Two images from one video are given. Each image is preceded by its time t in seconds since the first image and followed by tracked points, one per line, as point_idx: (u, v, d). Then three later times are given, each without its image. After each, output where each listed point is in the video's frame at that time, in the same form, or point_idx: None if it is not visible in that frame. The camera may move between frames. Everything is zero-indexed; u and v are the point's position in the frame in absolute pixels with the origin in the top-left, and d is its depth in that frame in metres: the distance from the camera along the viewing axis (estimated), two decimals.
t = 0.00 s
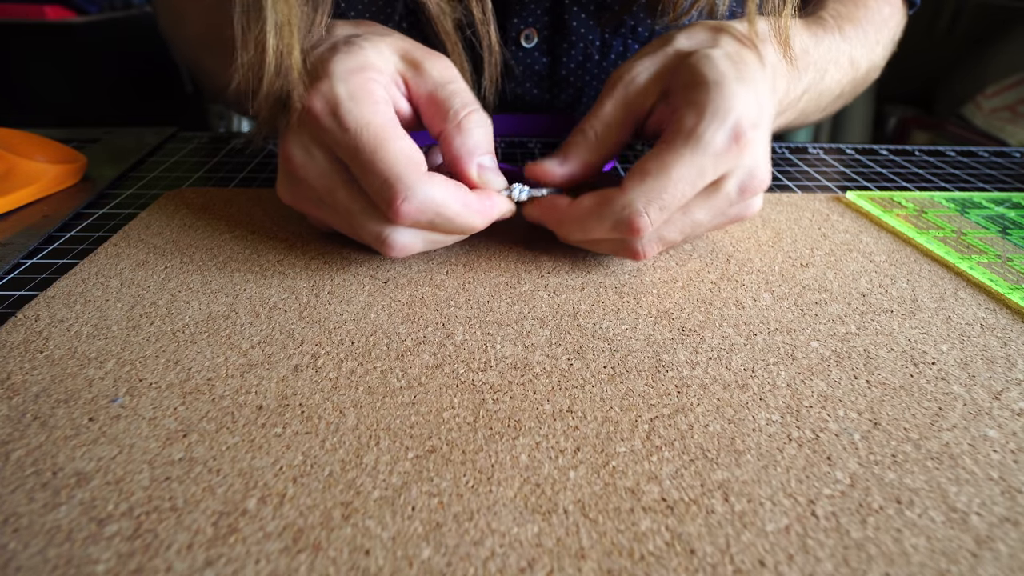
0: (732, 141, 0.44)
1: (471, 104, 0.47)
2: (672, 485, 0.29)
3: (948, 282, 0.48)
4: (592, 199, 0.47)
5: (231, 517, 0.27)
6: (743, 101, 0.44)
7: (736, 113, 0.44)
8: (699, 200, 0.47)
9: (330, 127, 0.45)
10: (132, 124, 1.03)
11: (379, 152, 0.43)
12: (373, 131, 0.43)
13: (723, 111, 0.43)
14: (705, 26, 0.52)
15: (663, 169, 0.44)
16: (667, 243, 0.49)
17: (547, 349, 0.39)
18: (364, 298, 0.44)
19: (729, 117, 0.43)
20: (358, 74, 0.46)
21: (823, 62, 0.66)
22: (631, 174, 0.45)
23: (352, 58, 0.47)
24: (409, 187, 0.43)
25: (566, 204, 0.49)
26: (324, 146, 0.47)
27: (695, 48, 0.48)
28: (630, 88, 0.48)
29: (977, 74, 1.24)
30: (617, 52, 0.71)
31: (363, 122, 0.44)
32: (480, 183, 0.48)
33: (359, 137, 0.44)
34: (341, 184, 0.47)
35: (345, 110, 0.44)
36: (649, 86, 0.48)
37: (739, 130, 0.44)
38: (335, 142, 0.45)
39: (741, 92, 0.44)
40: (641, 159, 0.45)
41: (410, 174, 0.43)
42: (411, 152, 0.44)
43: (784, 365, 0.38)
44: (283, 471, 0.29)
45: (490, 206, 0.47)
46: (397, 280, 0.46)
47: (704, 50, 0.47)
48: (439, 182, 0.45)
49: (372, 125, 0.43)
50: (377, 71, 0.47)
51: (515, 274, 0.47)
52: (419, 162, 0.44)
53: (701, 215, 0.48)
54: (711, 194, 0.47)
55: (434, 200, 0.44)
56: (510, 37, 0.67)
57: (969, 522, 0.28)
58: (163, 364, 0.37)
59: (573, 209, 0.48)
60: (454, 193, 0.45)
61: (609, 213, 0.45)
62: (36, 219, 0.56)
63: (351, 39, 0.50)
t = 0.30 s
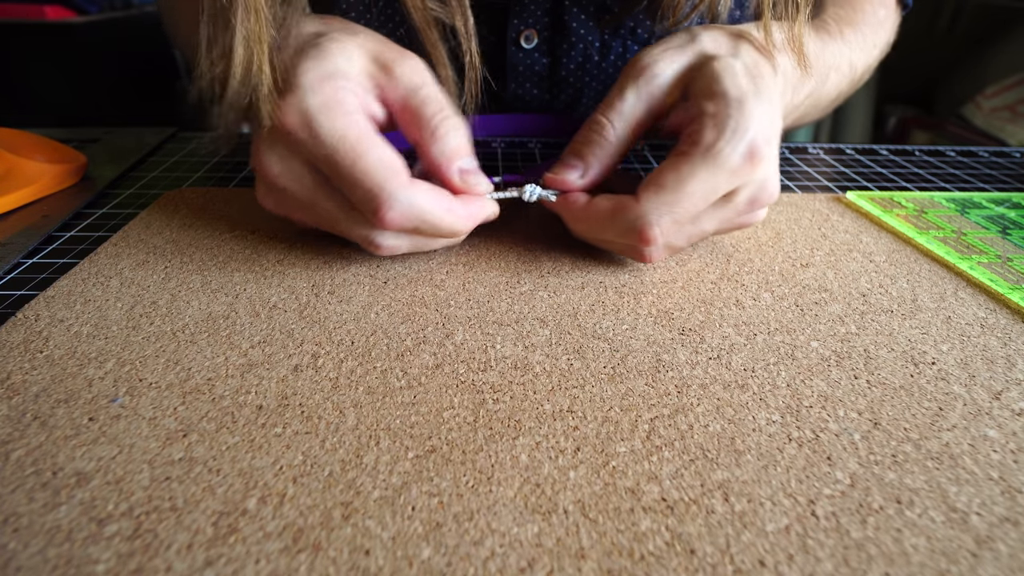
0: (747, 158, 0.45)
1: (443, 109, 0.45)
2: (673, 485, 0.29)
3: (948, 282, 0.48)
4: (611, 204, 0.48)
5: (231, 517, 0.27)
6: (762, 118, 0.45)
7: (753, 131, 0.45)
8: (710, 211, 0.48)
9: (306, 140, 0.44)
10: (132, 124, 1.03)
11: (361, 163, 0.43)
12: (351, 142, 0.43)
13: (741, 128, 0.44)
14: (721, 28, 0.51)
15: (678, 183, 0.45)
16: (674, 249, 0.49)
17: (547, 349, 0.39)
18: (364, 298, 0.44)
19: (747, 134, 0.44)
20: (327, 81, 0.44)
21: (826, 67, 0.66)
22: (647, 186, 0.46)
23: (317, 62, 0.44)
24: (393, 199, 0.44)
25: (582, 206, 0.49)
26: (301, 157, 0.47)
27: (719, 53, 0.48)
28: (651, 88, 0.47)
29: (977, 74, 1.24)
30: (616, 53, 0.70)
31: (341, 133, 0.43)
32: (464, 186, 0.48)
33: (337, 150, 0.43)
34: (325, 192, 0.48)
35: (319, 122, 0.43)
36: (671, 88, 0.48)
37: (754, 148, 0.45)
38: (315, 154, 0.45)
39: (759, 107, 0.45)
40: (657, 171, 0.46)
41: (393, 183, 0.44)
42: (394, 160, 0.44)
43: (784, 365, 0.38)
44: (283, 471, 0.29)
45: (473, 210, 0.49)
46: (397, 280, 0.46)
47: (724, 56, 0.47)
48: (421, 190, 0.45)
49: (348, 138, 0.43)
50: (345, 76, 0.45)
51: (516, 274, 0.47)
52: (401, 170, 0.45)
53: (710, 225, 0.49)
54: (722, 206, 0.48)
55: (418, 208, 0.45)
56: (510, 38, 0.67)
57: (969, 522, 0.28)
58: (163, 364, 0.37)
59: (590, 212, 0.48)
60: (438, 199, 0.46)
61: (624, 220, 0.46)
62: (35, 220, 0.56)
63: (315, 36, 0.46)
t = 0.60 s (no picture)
0: (778, 156, 0.47)
1: (425, 87, 0.46)
2: (673, 485, 0.29)
3: (948, 282, 0.48)
4: (642, 198, 0.46)
5: (231, 517, 0.27)
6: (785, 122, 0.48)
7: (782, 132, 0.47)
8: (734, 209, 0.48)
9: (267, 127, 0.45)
10: (131, 123, 1.02)
11: (308, 149, 0.43)
12: (303, 127, 0.43)
13: (772, 128, 0.47)
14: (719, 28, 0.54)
15: (712, 175, 0.45)
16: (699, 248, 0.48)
17: (547, 349, 0.39)
18: (363, 298, 0.44)
19: (776, 136, 0.47)
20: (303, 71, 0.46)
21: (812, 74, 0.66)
22: (679, 177, 0.45)
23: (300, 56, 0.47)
24: (334, 185, 0.42)
25: (610, 200, 0.48)
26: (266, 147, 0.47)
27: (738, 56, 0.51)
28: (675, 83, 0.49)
29: (976, 74, 1.24)
30: (616, 56, 0.71)
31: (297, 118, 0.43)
32: (415, 174, 0.46)
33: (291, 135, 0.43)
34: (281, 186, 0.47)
35: (280, 108, 0.44)
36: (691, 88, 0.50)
37: (782, 147, 0.47)
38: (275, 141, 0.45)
39: (782, 111, 0.48)
40: (689, 164, 0.46)
41: (337, 170, 0.43)
42: (341, 144, 0.43)
43: (784, 365, 0.38)
44: (283, 471, 0.29)
45: (422, 203, 0.46)
46: (397, 280, 0.46)
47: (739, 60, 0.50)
48: (366, 180, 0.44)
49: (303, 124, 0.43)
50: (331, 69, 0.48)
51: (516, 274, 0.47)
52: (348, 156, 0.43)
53: (737, 222, 0.48)
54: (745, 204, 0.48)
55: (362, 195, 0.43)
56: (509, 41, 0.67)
57: (969, 522, 0.28)
58: (163, 364, 0.37)
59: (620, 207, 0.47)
60: (385, 189, 0.44)
61: (654, 214, 0.45)
62: (35, 220, 0.56)
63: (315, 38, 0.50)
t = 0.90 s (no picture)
0: (793, 152, 0.47)
1: (420, 89, 0.47)
2: (672, 485, 0.29)
3: (948, 282, 0.48)
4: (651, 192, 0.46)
5: (231, 517, 0.27)
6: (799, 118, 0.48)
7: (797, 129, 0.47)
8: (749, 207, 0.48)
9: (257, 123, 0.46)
10: (131, 123, 1.02)
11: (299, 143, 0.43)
12: (293, 124, 0.44)
13: (786, 124, 0.46)
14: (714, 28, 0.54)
15: (726, 169, 0.45)
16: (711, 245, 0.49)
17: (547, 349, 0.39)
18: (364, 298, 0.44)
19: (792, 130, 0.46)
20: (295, 70, 0.47)
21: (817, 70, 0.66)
22: (693, 172, 0.45)
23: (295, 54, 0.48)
24: (324, 179, 0.43)
25: (618, 194, 0.47)
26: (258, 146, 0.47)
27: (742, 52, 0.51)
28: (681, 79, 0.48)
29: (977, 74, 1.24)
30: (615, 57, 0.70)
31: (289, 114, 0.44)
32: (419, 173, 0.45)
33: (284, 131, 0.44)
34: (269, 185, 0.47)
35: (271, 105, 0.45)
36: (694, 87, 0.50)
37: (798, 143, 0.47)
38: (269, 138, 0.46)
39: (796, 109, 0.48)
40: (703, 159, 0.45)
41: (328, 164, 0.43)
42: (334, 139, 0.44)
43: (784, 365, 0.38)
44: (283, 471, 0.29)
45: (423, 198, 0.45)
46: (397, 280, 0.46)
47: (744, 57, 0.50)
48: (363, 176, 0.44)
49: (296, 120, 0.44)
50: (325, 67, 0.48)
51: (516, 274, 0.47)
52: (344, 152, 0.44)
53: (748, 220, 0.48)
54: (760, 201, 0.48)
55: (356, 191, 0.43)
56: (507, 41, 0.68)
57: (969, 522, 0.28)
58: (163, 364, 0.37)
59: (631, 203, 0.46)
60: (381, 184, 0.44)
61: (666, 209, 0.45)
62: (35, 220, 0.56)
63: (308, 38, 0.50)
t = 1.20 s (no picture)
0: (784, 159, 0.46)
1: (458, 103, 0.47)
2: (673, 485, 0.29)
3: (948, 282, 0.48)
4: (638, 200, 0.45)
5: (231, 517, 0.27)
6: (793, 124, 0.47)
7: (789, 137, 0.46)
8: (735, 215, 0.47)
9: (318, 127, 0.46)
10: (132, 123, 1.02)
11: (364, 141, 0.43)
12: (355, 123, 0.44)
13: (775, 130, 0.45)
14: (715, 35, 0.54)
15: (715, 176, 0.44)
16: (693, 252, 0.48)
17: (547, 349, 0.39)
18: (364, 298, 0.44)
19: (784, 135, 0.46)
20: (342, 74, 0.47)
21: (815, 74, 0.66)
22: (681, 178, 0.44)
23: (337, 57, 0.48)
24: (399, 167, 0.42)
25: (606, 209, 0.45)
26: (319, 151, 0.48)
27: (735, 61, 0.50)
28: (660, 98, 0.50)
29: (976, 75, 1.24)
30: (617, 55, 0.70)
31: (347, 115, 0.44)
32: (483, 175, 0.47)
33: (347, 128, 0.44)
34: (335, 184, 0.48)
35: (330, 108, 0.45)
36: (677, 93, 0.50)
37: (790, 151, 0.46)
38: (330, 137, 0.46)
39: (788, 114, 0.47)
40: (692, 164, 0.45)
41: (397, 155, 0.42)
42: (398, 135, 0.44)
43: (784, 365, 0.38)
44: (283, 471, 0.29)
45: (493, 195, 0.46)
46: (397, 280, 0.46)
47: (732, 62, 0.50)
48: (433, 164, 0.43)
49: (358, 119, 0.44)
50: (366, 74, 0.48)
51: (516, 274, 0.47)
52: (408, 144, 0.43)
53: (734, 228, 0.48)
54: (746, 209, 0.47)
55: (428, 185, 0.43)
56: (510, 38, 0.67)
57: (969, 522, 0.28)
58: (163, 364, 0.37)
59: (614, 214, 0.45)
60: (449, 176, 0.44)
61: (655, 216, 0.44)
62: (36, 220, 0.56)
63: (333, 35, 0.50)
